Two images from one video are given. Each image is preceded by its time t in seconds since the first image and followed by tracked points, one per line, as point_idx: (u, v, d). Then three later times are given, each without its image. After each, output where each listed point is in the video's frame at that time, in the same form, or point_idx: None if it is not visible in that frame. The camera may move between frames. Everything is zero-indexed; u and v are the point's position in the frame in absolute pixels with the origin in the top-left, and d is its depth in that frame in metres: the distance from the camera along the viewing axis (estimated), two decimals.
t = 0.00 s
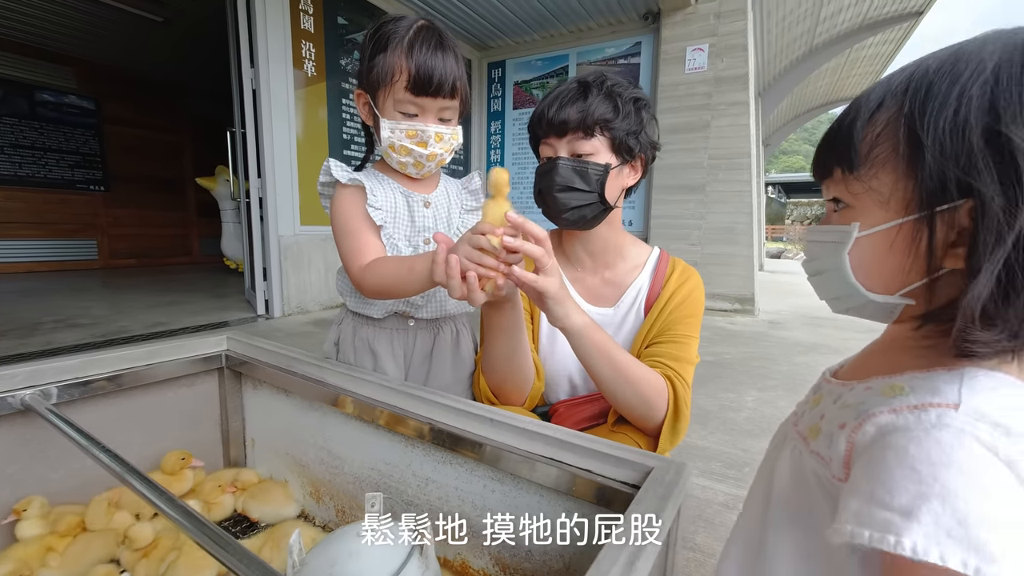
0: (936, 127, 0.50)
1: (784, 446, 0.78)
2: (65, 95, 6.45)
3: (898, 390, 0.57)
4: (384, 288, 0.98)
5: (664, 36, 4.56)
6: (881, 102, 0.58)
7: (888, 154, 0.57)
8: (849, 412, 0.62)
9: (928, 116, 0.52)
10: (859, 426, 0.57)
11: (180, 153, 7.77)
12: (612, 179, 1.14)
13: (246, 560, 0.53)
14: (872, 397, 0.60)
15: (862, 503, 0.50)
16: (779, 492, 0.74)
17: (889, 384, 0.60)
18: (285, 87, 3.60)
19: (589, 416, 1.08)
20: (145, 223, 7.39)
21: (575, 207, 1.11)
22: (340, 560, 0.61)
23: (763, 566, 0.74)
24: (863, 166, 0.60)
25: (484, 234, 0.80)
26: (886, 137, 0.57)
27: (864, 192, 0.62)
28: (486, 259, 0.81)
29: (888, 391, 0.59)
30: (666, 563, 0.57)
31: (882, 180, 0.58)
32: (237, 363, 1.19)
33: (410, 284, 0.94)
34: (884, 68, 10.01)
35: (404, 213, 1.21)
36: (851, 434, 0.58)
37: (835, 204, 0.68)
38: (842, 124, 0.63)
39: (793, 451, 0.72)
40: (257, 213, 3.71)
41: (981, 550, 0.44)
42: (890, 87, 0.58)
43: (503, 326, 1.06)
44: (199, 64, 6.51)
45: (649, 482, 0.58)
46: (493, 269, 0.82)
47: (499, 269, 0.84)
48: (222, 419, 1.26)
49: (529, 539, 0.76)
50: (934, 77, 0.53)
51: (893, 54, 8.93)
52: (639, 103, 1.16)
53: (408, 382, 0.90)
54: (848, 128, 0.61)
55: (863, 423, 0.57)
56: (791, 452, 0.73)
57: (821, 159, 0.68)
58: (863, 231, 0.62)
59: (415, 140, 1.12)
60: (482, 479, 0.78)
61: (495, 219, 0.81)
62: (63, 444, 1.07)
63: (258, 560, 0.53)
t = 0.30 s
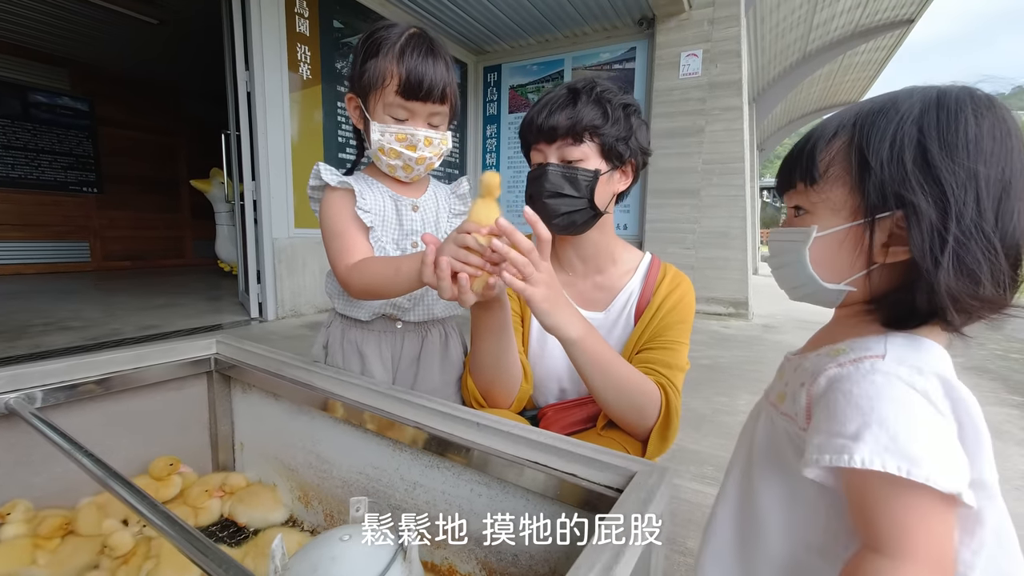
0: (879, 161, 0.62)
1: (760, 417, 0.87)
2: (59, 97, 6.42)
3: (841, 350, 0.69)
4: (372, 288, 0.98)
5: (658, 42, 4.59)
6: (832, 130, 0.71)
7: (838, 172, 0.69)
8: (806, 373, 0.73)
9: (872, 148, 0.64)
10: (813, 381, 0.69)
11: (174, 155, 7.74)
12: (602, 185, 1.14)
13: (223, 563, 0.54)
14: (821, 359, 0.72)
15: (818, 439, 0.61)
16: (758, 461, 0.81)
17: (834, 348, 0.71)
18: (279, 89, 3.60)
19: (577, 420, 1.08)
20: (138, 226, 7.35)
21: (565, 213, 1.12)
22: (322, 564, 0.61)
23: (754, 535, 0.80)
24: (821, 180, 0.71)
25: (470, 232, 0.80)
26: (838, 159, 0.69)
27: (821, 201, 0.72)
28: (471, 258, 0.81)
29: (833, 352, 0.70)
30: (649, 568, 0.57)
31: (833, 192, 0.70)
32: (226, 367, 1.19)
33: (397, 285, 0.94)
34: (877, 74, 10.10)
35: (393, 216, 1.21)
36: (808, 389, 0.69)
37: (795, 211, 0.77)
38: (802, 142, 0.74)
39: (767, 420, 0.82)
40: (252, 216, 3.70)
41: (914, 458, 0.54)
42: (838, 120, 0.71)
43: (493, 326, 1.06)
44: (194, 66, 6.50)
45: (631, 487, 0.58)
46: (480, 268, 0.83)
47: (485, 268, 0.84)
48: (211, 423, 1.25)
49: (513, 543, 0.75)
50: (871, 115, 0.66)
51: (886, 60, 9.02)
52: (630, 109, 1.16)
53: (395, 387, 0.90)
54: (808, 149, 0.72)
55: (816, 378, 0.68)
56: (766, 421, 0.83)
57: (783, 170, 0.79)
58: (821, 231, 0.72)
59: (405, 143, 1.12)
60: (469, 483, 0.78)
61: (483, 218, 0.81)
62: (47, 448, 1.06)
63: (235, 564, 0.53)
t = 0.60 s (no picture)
0: (821, 168, 0.64)
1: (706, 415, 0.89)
2: (59, 95, 6.43)
3: (776, 345, 0.71)
4: (361, 285, 0.98)
5: (658, 49, 4.61)
6: (786, 141, 0.73)
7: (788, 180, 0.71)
8: (744, 368, 0.76)
9: (817, 159, 0.66)
10: (747, 372, 0.71)
11: (174, 155, 7.75)
12: (600, 196, 1.15)
13: (204, 561, 0.54)
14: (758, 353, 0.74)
15: (742, 430, 0.63)
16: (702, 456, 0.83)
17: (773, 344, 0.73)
18: (280, 90, 3.61)
19: (567, 423, 1.07)
20: (137, 225, 7.35)
21: (563, 224, 1.13)
22: (306, 565, 0.61)
23: (695, 527, 0.81)
24: (771, 186, 0.73)
25: (460, 226, 0.80)
26: (788, 169, 0.71)
27: (771, 207, 0.74)
28: (463, 251, 0.79)
29: (770, 347, 0.73)
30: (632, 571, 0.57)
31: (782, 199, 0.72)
32: (217, 367, 1.18)
33: (388, 282, 0.94)
34: (876, 84, 10.16)
35: (386, 217, 1.21)
36: (742, 381, 0.72)
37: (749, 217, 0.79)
38: (761, 153, 0.77)
39: (710, 416, 0.84)
40: (250, 216, 3.70)
41: (816, 444, 0.57)
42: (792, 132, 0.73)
43: (484, 324, 1.06)
44: (195, 67, 6.51)
45: (616, 491, 0.58)
46: (470, 264, 0.80)
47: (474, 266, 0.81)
48: (202, 422, 1.25)
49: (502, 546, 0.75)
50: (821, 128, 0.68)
51: (885, 69, 9.09)
52: (629, 119, 1.15)
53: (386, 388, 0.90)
54: (763, 159, 0.75)
55: (750, 369, 0.71)
56: (710, 417, 0.84)
57: (744, 179, 0.81)
58: (769, 235, 0.74)
59: (399, 144, 1.12)
60: (457, 485, 0.78)
61: (472, 213, 0.83)
62: (34, 447, 1.05)
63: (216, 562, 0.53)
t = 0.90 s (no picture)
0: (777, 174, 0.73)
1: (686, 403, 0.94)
2: (64, 88, 6.45)
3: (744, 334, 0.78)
4: (353, 280, 0.98)
5: (663, 45, 4.59)
6: (744, 148, 0.81)
7: (745, 184, 0.79)
8: (716, 356, 0.82)
9: (771, 168, 0.75)
10: (721, 359, 0.77)
11: (178, 148, 7.77)
12: (602, 195, 1.14)
13: (198, 558, 0.54)
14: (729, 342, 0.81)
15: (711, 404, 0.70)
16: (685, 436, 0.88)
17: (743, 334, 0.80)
18: (283, 84, 3.61)
19: (561, 419, 1.07)
20: (141, 217, 7.39)
21: (565, 222, 1.13)
22: (295, 558, 0.61)
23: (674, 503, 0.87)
24: (732, 189, 0.81)
25: (450, 225, 0.79)
26: (745, 174, 0.79)
27: (732, 208, 0.82)
28: (452, 250, 0.78)
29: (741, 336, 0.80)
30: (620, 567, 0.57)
31: (742, 202, 0.80)
32: (215, 360, 1.19)
33: (379, 277, 0.94)
34: (883, 82, 10.10)
35: (380, 211, 1.22)
36: (716, 367, 0.78)
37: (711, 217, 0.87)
38: (721, 159, 0.84)
39: (689, 404, 0.89)
40: (252, 210, 3.71)
41: (776, 412, 0.63)
42: (750, 140, 0.81)
43: (478, 318, 1.06)
44: (199, 60, 6.51)
45: (604, 487, 0.58)
46: (461, 263, 0.79)
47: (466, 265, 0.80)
48: (199, 415, 1.25)
49: (494, 542, 0.75)
50: (774, 138, 0.77)
51: (892, 67, 9.05)
52: (632, 119, 1.14)
53: (379, 383, 0.91)
54: (725, 163, 0.82)
55: (724, 356, 0.77)
56: (689, 406, 0.90)
57: (706, 181, 0.89)
58: (731, 234, 0.81)
59: (395, 139, 1.12)
60: (448, 480, 0.78)
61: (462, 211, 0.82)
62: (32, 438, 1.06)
63: (209, 559, 0.53)
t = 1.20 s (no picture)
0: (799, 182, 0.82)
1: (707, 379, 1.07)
2: (75, 90, 6.53)
3: (777, 322, 0.90)
4: (349, 278, 0.99)
5: (668, 41, 4.56)
6: (763, 154, 0.88)
7: (770, 188, 0.87)
8: (748, 342, 0.94)
9: (794, 174, 0.84)
10: (760, 346, 0.89)
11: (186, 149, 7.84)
12: (601, 192, 1.14)
13: (195, 556, 0.54)
14: (762, 328, 0.92)
15: (768, 387, 0.82)
16: (710, 411, 0.99)
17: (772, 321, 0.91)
18: (288, 84, 3.63)
19: (560, 417, 1.08)
20: (151, 218, 7.46)
21: (563, 219, 1.13)
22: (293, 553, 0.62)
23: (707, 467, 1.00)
24: (755, 192, 0.88)
25: (445, 225, 0.79)
26: (766, 179, 0.87)
27: (754, 210, 0.89)
28: (446, 249, 0.79)
29: (772, 323, 0.90)
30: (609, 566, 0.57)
31: (766, 204, 0.87)
32: (218, 358, 1.21)
33: (375, 276, 0.94)
34: (893, 77, 9.96)
35: (378, 210, 1.22)
36: (755, 353, 0.90)
37: (730, 216, 0.93)
38: (738, 164, 0.91)
39: (715, 382, 1.01)
40: (259, 210, 3.74)
41: (837, 393, 0.76)
42: (764, 148, 0.90)
43: (474, 318, 1.07)
44: (206, 61, 6.56)
45: (595, 485, 0.59)
46: (454, 263, 0.79)
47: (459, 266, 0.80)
48: (203, 412, 1.27)
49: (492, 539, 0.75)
50: (791, 148, 0.86)
51: (902, 62, 8.93)
52: (632, 115, 1.14)
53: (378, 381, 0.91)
54: (747, 167, 0.89)
55: (763, 344, 0.89)
56: (714, 383, 1.02)
57: (721, 185, 0.96)
58: (758, 233, 0.88)
59: (393, 139, 1.12)
60: (446, 478, 0.79)
61: (458, 211, 0.81)
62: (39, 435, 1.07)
63: (207, 557, 0.54)
